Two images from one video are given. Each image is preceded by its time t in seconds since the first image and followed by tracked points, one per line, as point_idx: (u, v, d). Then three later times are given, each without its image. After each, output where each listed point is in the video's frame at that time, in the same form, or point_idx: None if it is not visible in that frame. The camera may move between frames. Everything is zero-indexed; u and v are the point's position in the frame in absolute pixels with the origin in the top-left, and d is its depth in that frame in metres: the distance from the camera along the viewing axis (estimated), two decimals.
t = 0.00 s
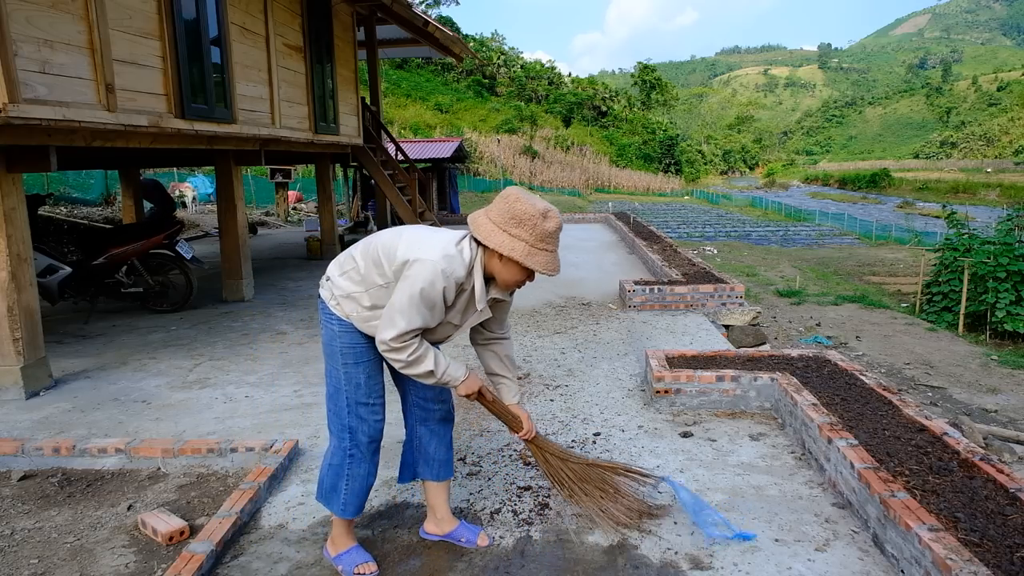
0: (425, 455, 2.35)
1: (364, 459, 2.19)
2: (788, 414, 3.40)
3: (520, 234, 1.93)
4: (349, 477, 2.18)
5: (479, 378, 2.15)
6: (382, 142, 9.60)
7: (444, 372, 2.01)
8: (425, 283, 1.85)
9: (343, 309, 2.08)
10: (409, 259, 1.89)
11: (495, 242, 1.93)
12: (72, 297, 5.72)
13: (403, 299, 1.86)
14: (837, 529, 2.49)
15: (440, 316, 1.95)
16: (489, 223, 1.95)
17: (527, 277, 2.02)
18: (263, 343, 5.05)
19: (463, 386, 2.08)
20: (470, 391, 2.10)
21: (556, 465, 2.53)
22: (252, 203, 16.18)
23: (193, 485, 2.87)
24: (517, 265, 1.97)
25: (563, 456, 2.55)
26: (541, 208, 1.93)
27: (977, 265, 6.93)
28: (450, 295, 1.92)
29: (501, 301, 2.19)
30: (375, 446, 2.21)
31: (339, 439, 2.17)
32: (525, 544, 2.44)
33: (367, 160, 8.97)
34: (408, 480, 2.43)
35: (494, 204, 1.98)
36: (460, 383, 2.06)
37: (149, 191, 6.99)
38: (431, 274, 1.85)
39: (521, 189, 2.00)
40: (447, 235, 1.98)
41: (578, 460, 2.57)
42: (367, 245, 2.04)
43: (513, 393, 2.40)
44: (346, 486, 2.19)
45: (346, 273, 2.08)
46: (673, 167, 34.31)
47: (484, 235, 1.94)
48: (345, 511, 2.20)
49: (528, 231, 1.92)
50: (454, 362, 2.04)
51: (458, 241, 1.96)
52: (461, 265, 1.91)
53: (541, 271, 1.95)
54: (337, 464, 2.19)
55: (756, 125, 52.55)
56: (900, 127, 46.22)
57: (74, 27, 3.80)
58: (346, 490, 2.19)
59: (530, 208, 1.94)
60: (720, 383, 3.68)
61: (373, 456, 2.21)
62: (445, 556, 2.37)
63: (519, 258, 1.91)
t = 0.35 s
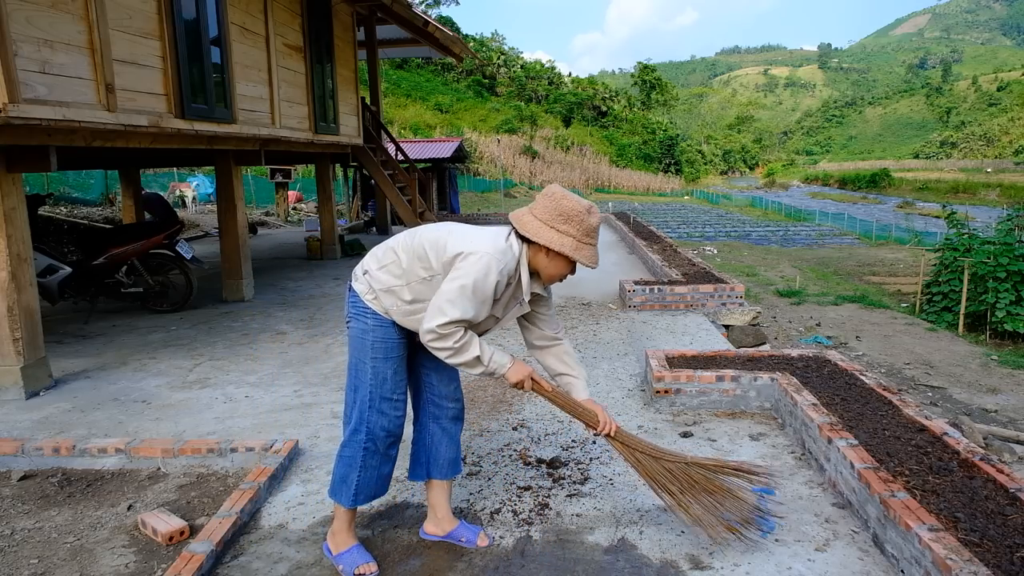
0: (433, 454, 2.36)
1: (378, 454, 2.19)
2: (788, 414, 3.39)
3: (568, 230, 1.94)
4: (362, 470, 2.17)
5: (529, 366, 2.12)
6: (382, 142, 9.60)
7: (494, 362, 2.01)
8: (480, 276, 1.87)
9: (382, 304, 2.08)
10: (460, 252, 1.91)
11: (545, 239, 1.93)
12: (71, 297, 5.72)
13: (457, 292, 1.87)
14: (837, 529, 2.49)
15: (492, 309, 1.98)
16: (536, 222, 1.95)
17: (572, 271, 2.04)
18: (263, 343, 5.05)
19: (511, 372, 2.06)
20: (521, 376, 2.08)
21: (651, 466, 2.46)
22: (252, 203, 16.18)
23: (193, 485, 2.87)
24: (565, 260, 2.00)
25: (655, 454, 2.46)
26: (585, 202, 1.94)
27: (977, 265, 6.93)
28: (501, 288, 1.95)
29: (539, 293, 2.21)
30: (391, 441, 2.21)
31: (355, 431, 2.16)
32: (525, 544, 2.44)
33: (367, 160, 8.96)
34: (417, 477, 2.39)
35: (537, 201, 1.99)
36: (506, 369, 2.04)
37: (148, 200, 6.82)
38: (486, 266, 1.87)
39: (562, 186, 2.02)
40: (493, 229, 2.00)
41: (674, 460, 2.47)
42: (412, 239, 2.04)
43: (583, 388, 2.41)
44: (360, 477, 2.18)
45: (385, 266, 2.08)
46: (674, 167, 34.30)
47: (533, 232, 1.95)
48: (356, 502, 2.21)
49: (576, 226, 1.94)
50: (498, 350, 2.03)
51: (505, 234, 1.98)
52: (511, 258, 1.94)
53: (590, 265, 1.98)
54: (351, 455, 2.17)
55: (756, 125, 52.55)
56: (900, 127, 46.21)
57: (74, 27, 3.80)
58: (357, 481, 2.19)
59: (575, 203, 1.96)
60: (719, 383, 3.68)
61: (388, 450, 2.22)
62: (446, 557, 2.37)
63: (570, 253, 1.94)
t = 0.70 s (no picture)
0: (436, 453, 2.35)
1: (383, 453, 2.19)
2: (789, 414, 3.39)
3: (584, 234, 1.95)
4: (366, 469, 2.18)
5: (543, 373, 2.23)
6: (382, 142, 9.60)
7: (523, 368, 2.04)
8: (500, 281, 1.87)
9: (394, 305, 2.07)
10: (477, 256, 1.90)
11: (560, 242, 1.93)
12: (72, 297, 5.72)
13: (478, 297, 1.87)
14: (837, 529, 2.49)
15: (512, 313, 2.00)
16: (552, 224, 1.95)
17: (583, 274, 2.05)
18: (262, 343, 5.05)
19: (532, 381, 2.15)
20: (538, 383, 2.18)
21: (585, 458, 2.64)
22: (253, 203, 16.18)
23: (193, 485, 2.87)
24: (579, 261, 2.00)
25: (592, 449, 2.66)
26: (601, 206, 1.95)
27: (977, 265, 6.93)
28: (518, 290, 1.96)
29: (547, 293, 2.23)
30: (396, 441, 2.21)
31: (361, 430, 2.16)
32: (525, 543, 2.44)
33: (367, 160, 8.97)
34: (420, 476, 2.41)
35: (553, 203, 1.98)
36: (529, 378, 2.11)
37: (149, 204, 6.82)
38: (505, 269, 1.87)
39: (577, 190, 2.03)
40: (508, 231, 2.00)
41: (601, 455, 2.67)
42: (426, 241, 2.02)
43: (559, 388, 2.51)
44: (363, 476, 2.18)
45: (398, 267, 2.06)
46: (673, 167, 34.31)
47: (548, 234, 1.95)
48: (359, 500, 2.21)
49: (592, 230, 1.95)
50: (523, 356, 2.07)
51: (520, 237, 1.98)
52: (528, 261, 1.94)
53: (603, 268, 1.99)
54: (356, 454, 2.18)
55: (756, 125, 52.56)
56: (900, 127, 46.21)
57: (74, 27, 3.80)
58: (361, 480, 2.19)
59: (592, 207, 1.96)
60: (720, 383, 3.68)
61: (394, 449, 2.22)
62: (443, 556, 2.37)
63: (585, 256, 1.94)
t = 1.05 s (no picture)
0: (436, 453, 2.36)
1: (385, 456, 2.19)
2: (788, 414, 3.39)
3: (577, 221, 1.97)
4: (369, 472, 2.17)
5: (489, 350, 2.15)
6: (381, 142, 9.60)
7: (465, 347, 2.01)
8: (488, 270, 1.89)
9: (390, 305, 2.08)
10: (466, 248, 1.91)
11: (555, 229, 1.96)
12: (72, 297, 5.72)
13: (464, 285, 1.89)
14: (837, 529, 2.49)
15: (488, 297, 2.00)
16: (546, 211, 1.98)
17: (575, 261, 2.08)
18: (262, 344, 5.05)
19: (475, 358, 2.08)
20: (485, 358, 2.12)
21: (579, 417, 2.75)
22: (253, 203, 16.18)
23: (193, 485, 2.87)
24: (571, 249, 2.03)
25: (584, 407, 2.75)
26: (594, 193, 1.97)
27: (977, 265, 6.92)
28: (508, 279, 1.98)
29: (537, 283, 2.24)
30: (399, 442, 2.21)
31: (363, 433, 2.15)
32: (525, 543, 2.44)
33: (367, 160, 8.97)
34: (422, 478, 2.39)
35: (546, 190, 2.00)
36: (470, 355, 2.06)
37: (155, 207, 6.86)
38: (489, 258, 1.89)
39: (570, 176, 2.05)
40: (496, 221, 2.01)
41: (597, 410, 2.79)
42: (414, 236, 2.03)
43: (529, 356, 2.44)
44: (367, 478, 2.18)
45: (389, 266, 2.06)
46: (673, 167, 34.32)
47: (543, 222, 1.97)
48: (362, 503, 2.21)
49: (585, 217, 1.97)
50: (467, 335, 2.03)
51: (511, 228, 1.99)
52: (517, 250, 1.96)
53: (595, 256, 2.03)
54: (358, 456, 2.18)
55: (756, 125, 52.57)
56: (900, 127, 46.20)
57: (74, 27, 3.80)
58: (364, 482, 2.19)
59: (586, 194, 1.98)
60: (720, 383, 3.68)
61: (397, 451, 2.22)
62: (442, 556, 2.37)
63: (580, 244, 1.97)
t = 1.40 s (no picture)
0: (433, 454, 2.36)
1: (383, 458, 2.19)
2: (788, 414, 3.39)
3: (571, 222, 1.98)
4: (367, 475, 2.17)
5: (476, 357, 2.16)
6: (382, 142, 9.60)
7: (456, 348, 2.04)
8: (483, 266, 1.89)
9: (384, 306, 2.09)
10: (460, 246, 1.91)
11: (548, 229, 1.96)
12: (72, 297, 5.72)
13: (459, 281, 1.88)
14: (837, 529, 2.49)
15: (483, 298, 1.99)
16: (540, 211, 1.98)
17: (566, 262, 2.08)
18: (262, 343, 5.05)
19: (461, 360, 2.11)
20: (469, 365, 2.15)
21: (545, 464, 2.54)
22: (252, 203, 16.18)
23: (193, 485, 2.87)
24: (563, 250, 2.03)
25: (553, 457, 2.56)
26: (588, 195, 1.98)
27: (977, 265, 6.92)
28: (503, 278, 1.97)
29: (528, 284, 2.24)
30: (397, 445, 2.21)
31: (361, 436, 2.15)
32: (525, 543, 2.44)
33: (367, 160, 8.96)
34: (418, 479, 2.39)
35: (540, 190, 2.01)
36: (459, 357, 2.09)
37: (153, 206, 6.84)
38: (485, 258, 1.89)
39: (564, 178, 2.06)
40: (490, 221, 2.02)
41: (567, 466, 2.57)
42: (407, 236, 2.04)
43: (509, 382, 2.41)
44: (365, 480, 2.18)
45: (383, 267, 2.08)
46: (674, 167, 34.32)
47: (537, 221, 1.97)
48: (360, 506, 2.20)
49: (579, 219, 1.98)
50: (459, 336, 2.06)
51: (505, 227, 2.00)
52: (511, 248, 1.96)
53: (587, 258, 2.02)
54: (356, 459, 2.17)
55: (756, 125, 52.58)
56: (900, 127, 46.19)
57: (74, 27, 3.80)
58: (363, 485, 2.19)
59: (580, 196, 1.99)
60: (720, 383, 3.68)
61: (394, 454, 2.21)
62: (440, 556, 2.37)
63: (572, 245, 1.97)
